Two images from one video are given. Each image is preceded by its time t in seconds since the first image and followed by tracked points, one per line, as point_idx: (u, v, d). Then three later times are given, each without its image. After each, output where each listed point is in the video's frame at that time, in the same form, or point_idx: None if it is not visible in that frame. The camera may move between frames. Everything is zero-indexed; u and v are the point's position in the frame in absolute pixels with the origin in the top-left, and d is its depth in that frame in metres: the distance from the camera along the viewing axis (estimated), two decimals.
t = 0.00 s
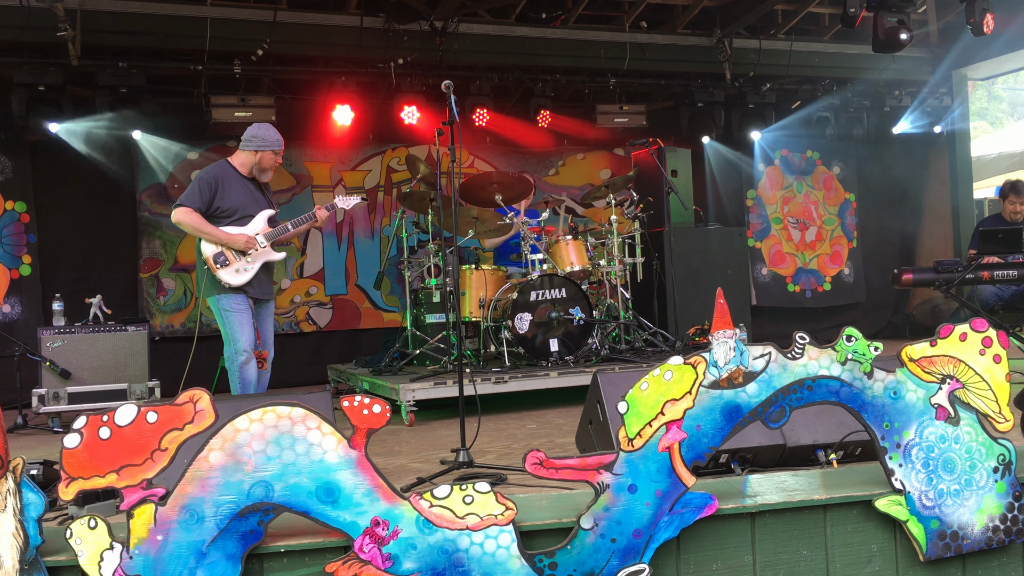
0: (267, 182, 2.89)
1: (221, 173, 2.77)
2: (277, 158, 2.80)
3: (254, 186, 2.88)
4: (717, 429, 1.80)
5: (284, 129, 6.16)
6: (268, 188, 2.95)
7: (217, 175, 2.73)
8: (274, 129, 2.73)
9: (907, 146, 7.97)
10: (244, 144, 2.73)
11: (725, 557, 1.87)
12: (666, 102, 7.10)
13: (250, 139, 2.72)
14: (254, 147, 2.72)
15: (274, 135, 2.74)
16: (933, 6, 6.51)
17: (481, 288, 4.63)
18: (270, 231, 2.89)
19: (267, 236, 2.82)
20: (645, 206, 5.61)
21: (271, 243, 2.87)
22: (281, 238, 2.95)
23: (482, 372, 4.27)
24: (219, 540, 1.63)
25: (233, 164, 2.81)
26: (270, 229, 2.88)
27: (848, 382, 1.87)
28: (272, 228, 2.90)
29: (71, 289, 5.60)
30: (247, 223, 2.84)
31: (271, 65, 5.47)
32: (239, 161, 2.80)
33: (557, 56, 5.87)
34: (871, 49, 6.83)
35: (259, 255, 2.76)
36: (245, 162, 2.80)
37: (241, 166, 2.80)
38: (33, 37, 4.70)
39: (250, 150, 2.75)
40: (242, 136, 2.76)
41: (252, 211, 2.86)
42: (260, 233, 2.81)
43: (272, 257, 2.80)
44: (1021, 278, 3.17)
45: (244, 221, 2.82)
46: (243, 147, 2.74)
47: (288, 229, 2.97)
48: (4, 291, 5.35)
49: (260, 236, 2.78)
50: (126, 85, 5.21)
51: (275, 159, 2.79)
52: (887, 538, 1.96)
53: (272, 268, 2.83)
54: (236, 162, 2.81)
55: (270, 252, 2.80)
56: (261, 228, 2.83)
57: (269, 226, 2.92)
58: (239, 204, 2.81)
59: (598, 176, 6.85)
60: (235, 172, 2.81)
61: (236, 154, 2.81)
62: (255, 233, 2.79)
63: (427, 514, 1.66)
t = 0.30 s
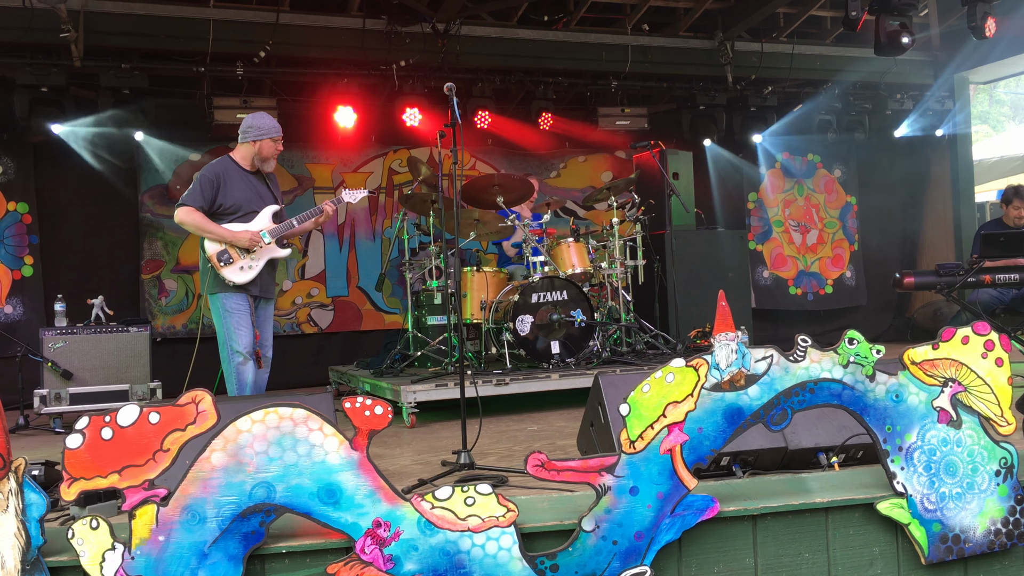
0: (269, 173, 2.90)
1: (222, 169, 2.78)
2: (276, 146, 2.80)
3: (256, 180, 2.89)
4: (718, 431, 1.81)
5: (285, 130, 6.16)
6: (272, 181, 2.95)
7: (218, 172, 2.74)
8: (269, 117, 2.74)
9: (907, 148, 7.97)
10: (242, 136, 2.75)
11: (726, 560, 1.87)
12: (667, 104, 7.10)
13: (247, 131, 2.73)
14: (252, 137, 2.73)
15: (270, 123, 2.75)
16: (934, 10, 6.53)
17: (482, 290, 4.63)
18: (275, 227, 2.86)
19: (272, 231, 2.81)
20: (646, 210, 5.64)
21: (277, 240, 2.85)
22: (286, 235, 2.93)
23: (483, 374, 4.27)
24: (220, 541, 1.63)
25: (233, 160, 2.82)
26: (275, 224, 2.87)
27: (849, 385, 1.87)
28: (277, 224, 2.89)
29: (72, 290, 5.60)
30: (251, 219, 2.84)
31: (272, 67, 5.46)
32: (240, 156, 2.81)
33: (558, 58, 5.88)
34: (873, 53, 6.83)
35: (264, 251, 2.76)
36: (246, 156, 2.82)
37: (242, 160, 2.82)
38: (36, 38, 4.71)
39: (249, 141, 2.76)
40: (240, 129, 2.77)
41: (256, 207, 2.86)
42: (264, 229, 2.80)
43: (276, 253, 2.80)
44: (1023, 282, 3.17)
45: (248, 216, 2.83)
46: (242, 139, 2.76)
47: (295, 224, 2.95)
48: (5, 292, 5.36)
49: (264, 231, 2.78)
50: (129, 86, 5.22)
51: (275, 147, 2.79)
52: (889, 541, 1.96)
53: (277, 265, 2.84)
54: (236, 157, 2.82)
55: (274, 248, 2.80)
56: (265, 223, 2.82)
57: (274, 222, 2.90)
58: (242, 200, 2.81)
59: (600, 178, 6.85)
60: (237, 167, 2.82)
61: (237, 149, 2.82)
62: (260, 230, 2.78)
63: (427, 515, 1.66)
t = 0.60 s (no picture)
0: (271, 176, 2.88)
1: (222, 173, 2.77)
2: (277, 149, 2.78)
3: (257, 183, 2.88)
4: (721, 430, 1.81)
5: (287, 129, 6.16)
6: (273, 183, 2.94)
7: (218, 176, 2.74)
8: (270, 119, 2.71)
9: (908, 149, 7.99)
10: (242, 140, 2.73)
11: (728, 559, 1.87)
12: (669, 103, 7.09)
13: (247, 133, 2.71)
14: (252, 141, 2.71)
15: (270, 126, 2.73)
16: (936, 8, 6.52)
17: (483, 289, 4.63)
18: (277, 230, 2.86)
19: (272, 236, 2.80)
20: (648, 208, 5.65)
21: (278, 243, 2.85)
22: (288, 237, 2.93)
23: (484, 373, 4.26)
24: (222, 540, 1.63)
25: (235, 162, 2.82)
26: (276, 228, 2.87)
27: (852, 383, 1.87)
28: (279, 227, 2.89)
29: (74, 288, 5.61)
30: (252, 223, 2.84)
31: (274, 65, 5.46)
32: (241, 159, 2.80)
33: (560, 57, 5.87)
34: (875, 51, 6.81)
35: (264, 256, 2.76)
36: (246, 159, 2.80)
37: (243, 163, 2.81)
38: (37, 37, 4.71)
39: (249, 145, 2.74)
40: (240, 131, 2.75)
41: (256, 210, 2.86)
42: (265, 234, 2.80)
43: (277, 258, 2.80)
44: None
45: (249, 221, 2.83)
46: (242, 143, 2.75)
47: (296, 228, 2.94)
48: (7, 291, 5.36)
49: (265, 236, 2.77)
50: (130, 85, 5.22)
51: (276, 150, 2.77)
52: (891, 540, 1.96)
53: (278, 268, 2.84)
54: (237, 160, 2.82)
55: (275, 253, 2.80)
56: (265, 228, 2.82)
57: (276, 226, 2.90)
58: (242, 204, 2.81)
59: (601, 177, 6.85)
60: (237, 170, 2.81)
61: (237, 151, 2.81)
62: (261, 233, 2.78)
63: (429, 514, 1.66)
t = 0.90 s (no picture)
0: (270, 169, 2.89)
1: (221, 166, 2.77)
2: (278, 140, 2.80)
3: (257, 176, 2.88)
4: (721, 430, 1.81)
5: (288, 129, 6.17)
6: (273, 176, 2.95)
7: (217, 169, 2.74)
8: (270, 111, 2.73)
9: (908, 150, 7.98)
10: (242, 132, 2.74)
11: (728, 559, 1.87)
12: (669, 103, 7.08)
13: (247, 125, 2.73)
14: (253, 132, 2.73)
15: (270, 117, 2.74)
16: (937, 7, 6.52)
17: (483, 289, 4.63)
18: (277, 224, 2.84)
19: (273, 230, 2.80)
20: (649, 208, 5.65)
21: (278, 237, 2.83)
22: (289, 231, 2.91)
23: (485, 373, 4.26)
24: (222, 540, 1.64)
25: (233, 156, 2.82)
26: (275, 221, 2.86)
27: (852, 384, 1.87)
28: (278, 220, 2.87)
29: (74, 288, 5.61)
30: (251, 217, 2.84)
31: (274, 66, 5.46)
32: (240, 151, 2.81)
33: (560, 57, 5.86)
34: (876, 51, 6.81)
35: (265, 251, 2.75)
36: (246, 152, 2.81)
37: (243, 156, 2.81)
38: (38, 37, 4.71)
39: (249, 137, 2.75)
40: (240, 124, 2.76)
41: (256, 204, 2.85)
42: (264, 227, 2.79)
43: (278, 251, 2.79)
44: None
45: (248, 214, 2.83)
46: (243, 135, 2.76)
47: (297, 220, 2.92)
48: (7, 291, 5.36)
49: (264, 229, 2.77)
50: (131, 85, 5.22)
51: (276, 142, 2.79)
52: (891, 541, 1.96)
53: (279, 263, 2.84)
54: (237, 153, 2.82)
55: (275, 247, 2.79)
56: (265, 221, 2.82)
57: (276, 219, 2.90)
58: (241, 198, 2.81)
59: (601, 177, 6.85)
60: (237, 163, 2.81)
61: (237, 144, 2.82)
62: (260, 227, 2.78)
63: (430, 514, 1.66)
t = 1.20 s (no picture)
0: (269, 173, 2.89)
1: (221, 171, 2.77)
2: (277, 144, 2.79)
3: (257, 180, 2.88)
4: (720, 431, 1.81)
5: (288, 128, 6.19)
6: (273, 180, 2.94)
7: (217, 174, 2.74)
8: (268, 114, 2.72)
9: (907, 150, 7.98)
10: (242, 137, 2.73)
11: (727, 560, 1.87)
12: (669, 103, 7.08)
13: (246, 130, 2.72)
14: (252, 137, 2.72)
15: (269, 121, 2.74)
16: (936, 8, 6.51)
17: (483, 289, 4.62)
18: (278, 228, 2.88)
19: (273, 233, 2.80)
20: (649, 208, 5.66)
21: (279, 240, 2.85)
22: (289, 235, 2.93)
23: (484, 373, 4.26)
24: (221, 541, 1.63)
25: (233, 161, 2.82)
26: (276, 225, 2.87)
27: (851, 385, 1.87)
28: (279, 224, 2.89)
29: (73, 288, 5.60)
30: (251, 221, 2.84)
31: (274, 65, 5.45)
32: (240, 156, 2.81)
33: (559, 57, 5.84)
34: (876, 51, 6.80)
35: (265, 254, 2.75)
36: (246, 156, 2.81)
37: (243, 160, 2.81)
38: (36, 37, 4.70)
39: (249, 141, 2.75)
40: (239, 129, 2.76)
41: (255, 207, 2.85)
42: (265, 231, 2.80)
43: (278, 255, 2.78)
44: None
45: (248, 218, 2.83)
46: (242, 140, 2.75)
47: (297, 224, 2.95)
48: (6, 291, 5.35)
49: (264, 233, 2.77)
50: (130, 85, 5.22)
51: (276, 146, 2.78)
52: (890, 541, 1.96)
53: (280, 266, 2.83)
54: (237, 158, 2.82)
55: (276, 251, 2.78)
56: (266, 225, 2.82)
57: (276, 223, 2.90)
58: (241, 201, 2.81)
59: (601, 177, 6.84)
60: (237, 167, 2.81)
61: (237, 149, 2.82)
62: (261, 231, 2.78)
63: (428, 515, 1.66)
